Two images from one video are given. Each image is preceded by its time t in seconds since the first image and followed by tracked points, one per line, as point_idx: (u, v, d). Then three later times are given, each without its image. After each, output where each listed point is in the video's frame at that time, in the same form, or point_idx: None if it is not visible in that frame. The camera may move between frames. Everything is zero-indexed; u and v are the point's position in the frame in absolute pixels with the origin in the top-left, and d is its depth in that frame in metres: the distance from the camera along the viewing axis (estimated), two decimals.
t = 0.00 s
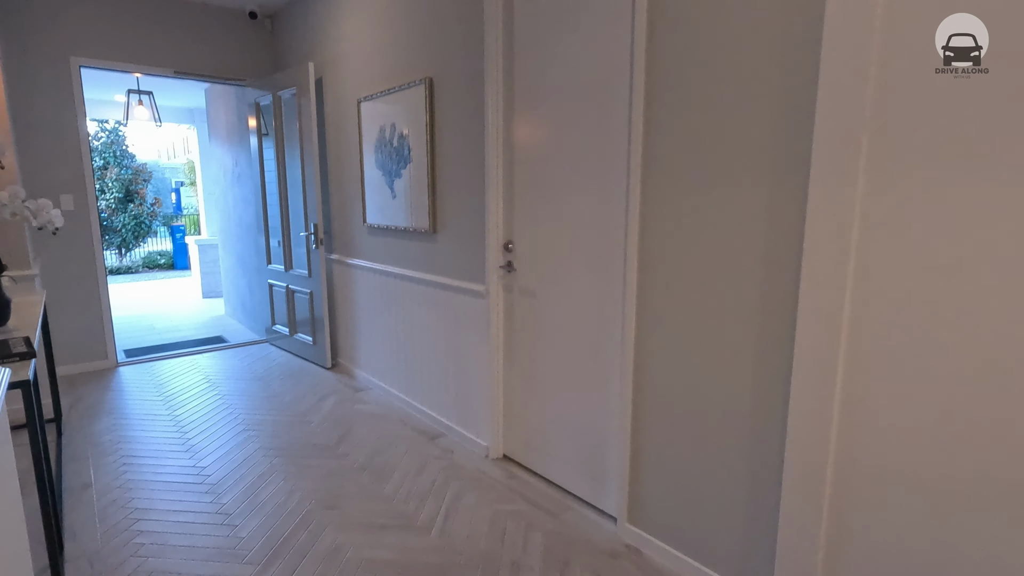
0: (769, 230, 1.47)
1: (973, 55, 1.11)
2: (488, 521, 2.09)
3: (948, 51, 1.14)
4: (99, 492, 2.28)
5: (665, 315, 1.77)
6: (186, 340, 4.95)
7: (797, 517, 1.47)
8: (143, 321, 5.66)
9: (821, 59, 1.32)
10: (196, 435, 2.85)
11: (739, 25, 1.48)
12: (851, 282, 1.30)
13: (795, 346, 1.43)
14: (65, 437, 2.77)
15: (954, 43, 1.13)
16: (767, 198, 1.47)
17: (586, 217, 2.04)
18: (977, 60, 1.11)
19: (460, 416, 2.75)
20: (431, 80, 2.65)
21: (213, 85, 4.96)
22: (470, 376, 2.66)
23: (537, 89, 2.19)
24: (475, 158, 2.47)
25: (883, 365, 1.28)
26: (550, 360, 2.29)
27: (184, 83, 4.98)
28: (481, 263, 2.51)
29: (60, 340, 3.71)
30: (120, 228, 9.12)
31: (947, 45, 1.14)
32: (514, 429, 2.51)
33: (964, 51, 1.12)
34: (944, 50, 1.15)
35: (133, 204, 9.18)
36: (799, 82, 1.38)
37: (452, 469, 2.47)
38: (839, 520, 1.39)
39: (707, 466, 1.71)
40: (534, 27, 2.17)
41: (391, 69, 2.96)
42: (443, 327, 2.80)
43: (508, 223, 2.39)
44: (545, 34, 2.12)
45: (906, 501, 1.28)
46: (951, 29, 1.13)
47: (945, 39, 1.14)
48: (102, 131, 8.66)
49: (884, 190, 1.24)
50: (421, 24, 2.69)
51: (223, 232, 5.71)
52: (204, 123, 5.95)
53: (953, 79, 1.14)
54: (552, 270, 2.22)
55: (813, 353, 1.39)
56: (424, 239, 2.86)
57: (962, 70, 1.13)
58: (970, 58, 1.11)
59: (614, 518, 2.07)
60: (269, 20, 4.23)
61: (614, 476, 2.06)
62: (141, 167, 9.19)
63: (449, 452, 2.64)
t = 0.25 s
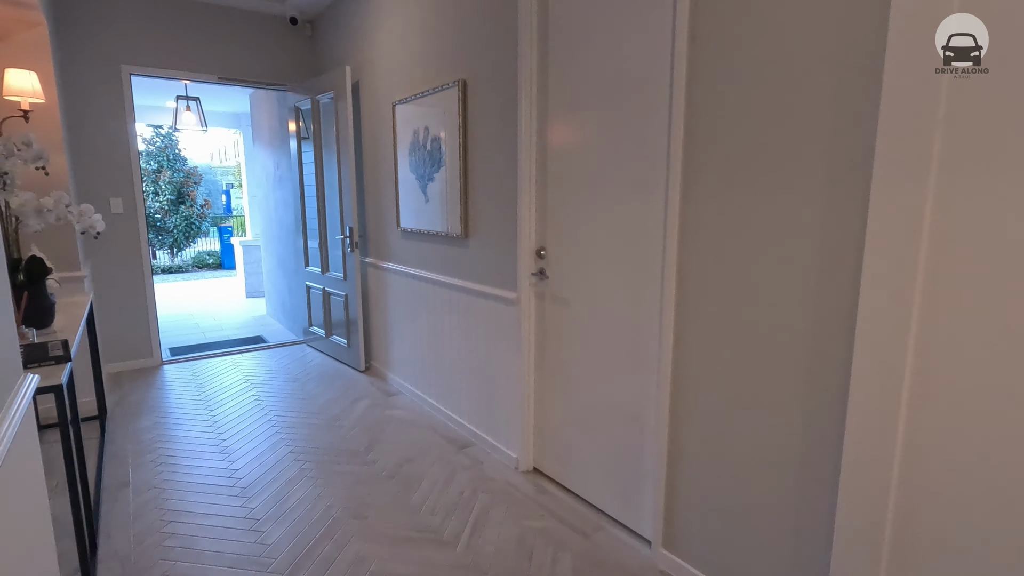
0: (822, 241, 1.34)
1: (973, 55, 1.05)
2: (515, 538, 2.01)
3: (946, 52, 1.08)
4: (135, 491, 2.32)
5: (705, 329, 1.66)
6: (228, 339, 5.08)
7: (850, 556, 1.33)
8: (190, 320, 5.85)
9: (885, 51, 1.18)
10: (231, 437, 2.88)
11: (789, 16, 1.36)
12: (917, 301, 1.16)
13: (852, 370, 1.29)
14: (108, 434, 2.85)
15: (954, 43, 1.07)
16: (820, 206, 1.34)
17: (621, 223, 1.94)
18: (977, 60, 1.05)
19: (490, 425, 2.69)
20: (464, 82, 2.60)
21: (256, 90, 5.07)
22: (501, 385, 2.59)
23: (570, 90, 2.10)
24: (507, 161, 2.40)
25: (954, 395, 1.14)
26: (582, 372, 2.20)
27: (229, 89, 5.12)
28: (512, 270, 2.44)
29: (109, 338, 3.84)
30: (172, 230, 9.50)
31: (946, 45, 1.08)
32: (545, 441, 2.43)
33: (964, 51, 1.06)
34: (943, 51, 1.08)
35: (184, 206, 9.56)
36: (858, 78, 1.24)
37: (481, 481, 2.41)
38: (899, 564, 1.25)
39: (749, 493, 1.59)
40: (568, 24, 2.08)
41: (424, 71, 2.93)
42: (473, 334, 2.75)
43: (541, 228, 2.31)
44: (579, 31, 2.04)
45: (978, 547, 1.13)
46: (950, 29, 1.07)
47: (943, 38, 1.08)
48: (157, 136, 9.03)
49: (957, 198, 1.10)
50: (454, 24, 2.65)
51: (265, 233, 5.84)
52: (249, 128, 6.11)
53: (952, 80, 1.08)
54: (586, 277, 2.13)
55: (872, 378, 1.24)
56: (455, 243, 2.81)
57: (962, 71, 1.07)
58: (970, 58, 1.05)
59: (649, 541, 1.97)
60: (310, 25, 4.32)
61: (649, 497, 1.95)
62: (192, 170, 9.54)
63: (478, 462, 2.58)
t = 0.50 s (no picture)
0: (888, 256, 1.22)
1: (973, 54, 1.03)
2: (547, 557, 1.94)
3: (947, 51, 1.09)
4: (176, 489, 2.37)
5: (753, 348, 1.55)
6: (272, 339, 5.20)
7: None
8: (237, 320, 6.03)
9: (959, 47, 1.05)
10: (269, 438, 2.92)
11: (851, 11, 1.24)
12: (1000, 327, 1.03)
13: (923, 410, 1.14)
14: (155, 431, 2.94)
15: (954, 43, 1.07)
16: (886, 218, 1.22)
17: (663, 232, 1.84)
18: (977, 59, 1.02)
19: (524, 436, 2.62)
20: (502, 85, 2.55)
21: (302, 96, 5.17)
22: (536, 396, 2.52)
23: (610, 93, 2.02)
24: (545, 167, 2.33)
25: None
26: (620, 386, 2.11)
27: (276, 95, 5.24)
28: (549, 278, 2.36)
29: (160, 338, 3.99)
30: (225, 231, 9.86)
31: (947, 45, 1.09)
32: (580, 455, 2.35)
33: (964, 51, 1.05)
34: (944, 51, 1.10)
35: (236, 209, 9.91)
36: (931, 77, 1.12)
37: (514, 494, 2.35)
38: None
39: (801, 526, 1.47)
40: (608, 24, 2.00)
41: (462, 74, 2.90)
42: (509, 342, 2.69)
43: (578, 235, 2.23)
44: (620, 31, 1.95)
45: None
46: (952, 28, 1.07)
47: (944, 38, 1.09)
48: (212, 141, 9.39)
49: None
50: (493, 27, 2.60)
51: (310, 236, 5.96)
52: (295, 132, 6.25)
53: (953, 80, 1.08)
54: (624, 287, 2.04)
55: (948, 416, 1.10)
56: (492, 249, 2.76)
57: (963, 71, 1.06)
58: (970, 58, 1.03)
59: (689, 568, 1.86)
60: (353, 31, 4.37)
61: (690, 522, 1.85)
62: (244, 174, 9.87)
63: (512, 474, 2.52)
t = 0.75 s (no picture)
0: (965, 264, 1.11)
1: (973, 55, 1.06)
2: None
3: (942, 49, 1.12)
4: (217, 488, 2.42)
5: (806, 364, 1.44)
6: (315, 340, 5.29)
7: None
8: (283, 320, 6.18)
9: None
10: (307, 439, 2.95)
11: None
12: None
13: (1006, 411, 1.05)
14: (199, 429, 3.02)
15: (954, 43, 1.09)
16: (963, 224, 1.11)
17: (708, 239, 1.74)
18: (977, 59, 1.06)
19: (560, 447, 2.55)
20: (542, 87, 2.49)
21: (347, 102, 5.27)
22: (573, 406, 2.44)
23: (653, 92, 1.93)
24: (584, 170, 2.26)
25: None
26: (660, 400, 2.01)
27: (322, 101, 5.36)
28: (587, 285, 2.29)
29: (208, 337, 4.12)
30: (274, 234, 10.20)
31: (947, 45, 1.10)
32: (618, 469, 2.26)
33: (963, 51, 1.08)
34: (944, 50, 1.11)
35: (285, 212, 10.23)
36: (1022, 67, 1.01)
37: (548, 507, 2.28)
38: None
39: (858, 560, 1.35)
40: (652, 21, 1.92)
41: (502, 76, 2.86)
42: (545, 350, 2.63)
43: (618, 241, 2.14)
44: (665, 28, 1.87)
45: None
46: (952, 27, 1.09)
47: (942, 35, 1.11)
48: (263, 147, 9.73)
49: None
50: (533, 28, 2.55)
51: (353, 239, 6.06)
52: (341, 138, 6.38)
53: (953, 79, 1.11)
54: (666, 296, 1.94)
55: None
56: (530, 254, 2.70)
57: (962, 71, 1.09)
58: (970, 58, 1.07)
59: None
60: (396, 36, 4.41)
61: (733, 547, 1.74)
62: (292, 178, 10.17)
63: (546, 486, 2.45)
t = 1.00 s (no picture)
0: None
1: (973, 54, 1.07)
2: None
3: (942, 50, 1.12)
4: (252, 487, 2.45)
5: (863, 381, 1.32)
6: (355, 341, 5.37)
7: None
8: (326, 321, 6.32)
9: None
10: (342, 441, 2.97)
11: None
12: None
13: None
14: (239, 427, 3.08)
15: (954, 42, 1.09)
16: None
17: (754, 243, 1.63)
18: (977, 59, 1.06)
19: (595, 458, 2.46)
20: (580, 86, 2.42)
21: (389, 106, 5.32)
22: (608, 416, 2.35)
23: (696, 89, 1.83)
24: (623, 171, 2.17)
25: None
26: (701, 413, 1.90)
27: (365, 106, 5.43)
28: (624, 290, 2.20)
29: (252, 336, 4.23)
30: (320, 236, 10.47)
31: (947, 44, 1.11)
32: (656, 484, 2.15)
33: (963, 51, 1.08)
34: (944, 50, 1.12)
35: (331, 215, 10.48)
36: None
37: (581, 521, 2.20)
38: None
39: None
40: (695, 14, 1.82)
41: (540, 77, 2.81)
42: (581, 357, 2.54)
43: (657, 245, 2.05)
44: (708, 21, 1.77)
45: None
46: (952, 27, 1.10)
47: (940, 36, 1.12)
48: (311, 152, 10.00)
49: None
50: (571, 26, 2.48)
51: (394, 242, 6.12)
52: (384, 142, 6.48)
53: (953, 79, 1.11)
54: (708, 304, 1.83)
55: None
56: (566, 258, 2.63)
57: (962, 71, 1.09)
58: (970, 58, 1.07)
59: None
60: (436, 40, 4.43)
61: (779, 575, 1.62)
62: (338, 182, 10.42)
63: (580, 498, 2.36)
